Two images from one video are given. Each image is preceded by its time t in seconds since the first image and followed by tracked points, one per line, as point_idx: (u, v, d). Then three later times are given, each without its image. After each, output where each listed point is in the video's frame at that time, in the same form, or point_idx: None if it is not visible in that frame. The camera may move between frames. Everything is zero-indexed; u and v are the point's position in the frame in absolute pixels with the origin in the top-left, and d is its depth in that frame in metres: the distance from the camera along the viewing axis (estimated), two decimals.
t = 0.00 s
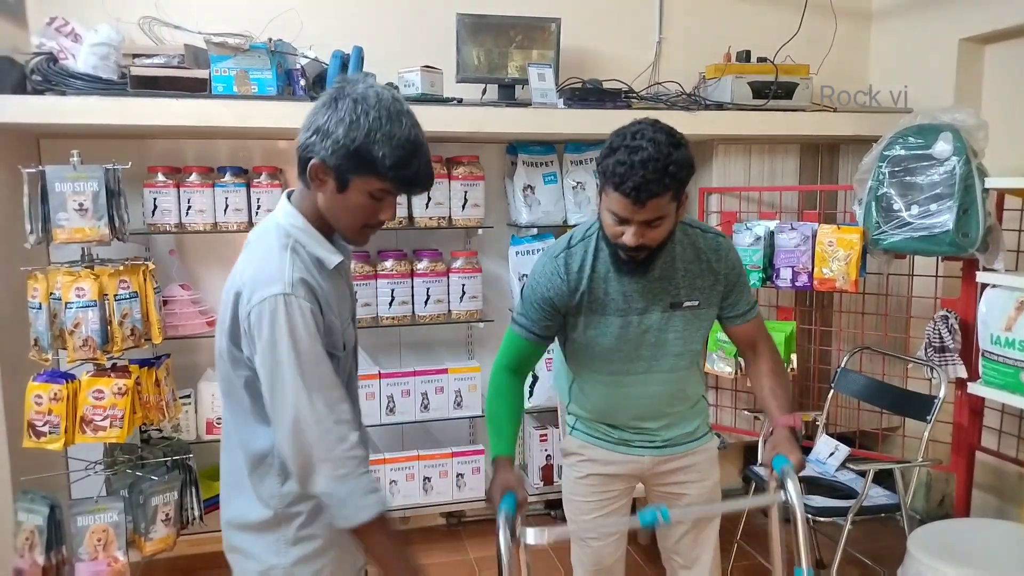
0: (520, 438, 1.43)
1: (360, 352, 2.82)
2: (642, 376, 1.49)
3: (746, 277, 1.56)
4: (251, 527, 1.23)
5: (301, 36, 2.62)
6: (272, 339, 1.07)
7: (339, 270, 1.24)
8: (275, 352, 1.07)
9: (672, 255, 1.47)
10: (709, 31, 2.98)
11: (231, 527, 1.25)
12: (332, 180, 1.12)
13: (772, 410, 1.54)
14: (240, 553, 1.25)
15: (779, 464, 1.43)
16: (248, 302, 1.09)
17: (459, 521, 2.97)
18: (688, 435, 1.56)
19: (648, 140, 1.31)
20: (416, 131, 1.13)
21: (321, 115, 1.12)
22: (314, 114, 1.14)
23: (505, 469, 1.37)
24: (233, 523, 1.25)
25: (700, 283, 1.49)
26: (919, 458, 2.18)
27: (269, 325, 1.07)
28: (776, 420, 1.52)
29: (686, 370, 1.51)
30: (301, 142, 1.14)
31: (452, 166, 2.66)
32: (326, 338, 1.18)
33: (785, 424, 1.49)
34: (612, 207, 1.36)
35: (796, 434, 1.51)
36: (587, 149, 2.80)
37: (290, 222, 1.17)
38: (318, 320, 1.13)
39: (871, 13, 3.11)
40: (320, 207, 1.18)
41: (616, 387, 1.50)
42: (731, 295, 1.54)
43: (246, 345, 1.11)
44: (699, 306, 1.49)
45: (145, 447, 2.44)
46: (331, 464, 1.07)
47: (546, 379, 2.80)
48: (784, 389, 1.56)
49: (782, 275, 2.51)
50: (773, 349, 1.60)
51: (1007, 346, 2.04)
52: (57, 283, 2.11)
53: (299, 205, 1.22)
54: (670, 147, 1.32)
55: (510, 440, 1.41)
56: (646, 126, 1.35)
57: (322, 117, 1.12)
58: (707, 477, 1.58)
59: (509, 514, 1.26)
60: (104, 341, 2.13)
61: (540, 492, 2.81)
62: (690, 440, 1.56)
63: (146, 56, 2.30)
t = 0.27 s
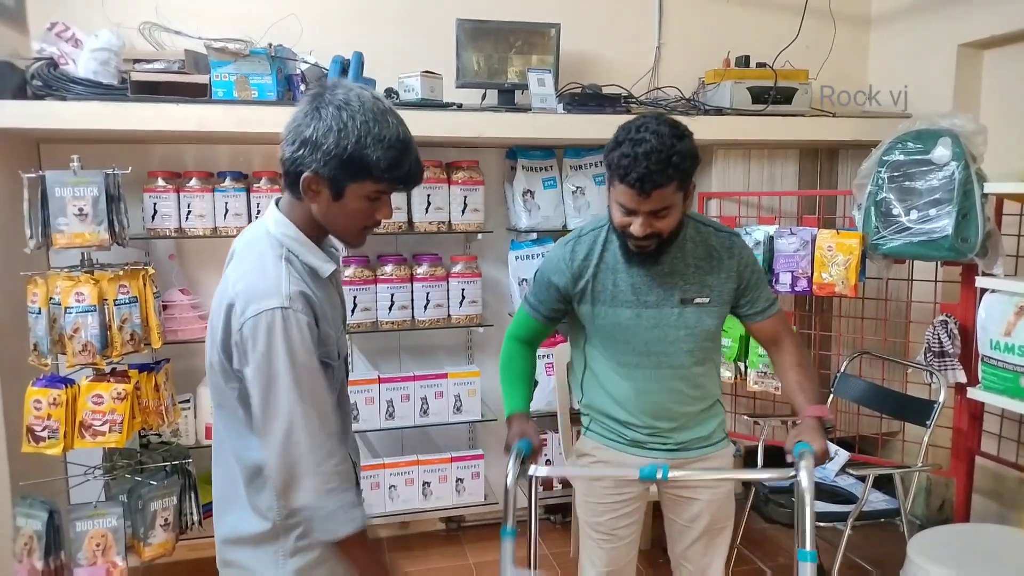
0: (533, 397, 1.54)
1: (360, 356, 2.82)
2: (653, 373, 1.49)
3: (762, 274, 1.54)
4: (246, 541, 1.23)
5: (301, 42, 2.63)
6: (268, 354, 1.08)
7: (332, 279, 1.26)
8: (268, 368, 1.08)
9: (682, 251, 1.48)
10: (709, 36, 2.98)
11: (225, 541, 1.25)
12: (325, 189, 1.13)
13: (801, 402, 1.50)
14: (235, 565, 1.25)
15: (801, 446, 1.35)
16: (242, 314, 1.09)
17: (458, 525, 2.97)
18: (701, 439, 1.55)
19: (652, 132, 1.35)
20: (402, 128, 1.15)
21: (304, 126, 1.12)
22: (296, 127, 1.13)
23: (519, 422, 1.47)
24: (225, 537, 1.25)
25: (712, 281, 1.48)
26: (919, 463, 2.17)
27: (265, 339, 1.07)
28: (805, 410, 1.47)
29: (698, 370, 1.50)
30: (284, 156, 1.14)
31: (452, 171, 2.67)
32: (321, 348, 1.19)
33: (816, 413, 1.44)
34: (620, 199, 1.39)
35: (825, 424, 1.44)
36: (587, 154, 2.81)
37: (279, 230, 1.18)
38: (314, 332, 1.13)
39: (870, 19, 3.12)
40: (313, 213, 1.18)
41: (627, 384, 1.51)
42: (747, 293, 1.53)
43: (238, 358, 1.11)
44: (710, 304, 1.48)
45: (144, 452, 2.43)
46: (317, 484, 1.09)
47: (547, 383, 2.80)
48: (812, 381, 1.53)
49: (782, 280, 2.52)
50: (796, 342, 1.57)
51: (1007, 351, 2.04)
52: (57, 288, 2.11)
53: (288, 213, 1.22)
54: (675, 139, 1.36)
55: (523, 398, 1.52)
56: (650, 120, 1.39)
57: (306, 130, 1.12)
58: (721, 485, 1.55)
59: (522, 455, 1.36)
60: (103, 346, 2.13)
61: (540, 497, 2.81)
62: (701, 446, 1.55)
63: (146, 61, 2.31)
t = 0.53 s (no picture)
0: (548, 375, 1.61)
1: (361, 356, 2.82)
2: (664, 365, 1.50)
3: (776, 270, 1.55)
4: (241, 544, 1.23)
5: (302, 41, 2.63)
6: (247, 355, 1.08)
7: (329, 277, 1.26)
8: (246, 369, 1.09)
9: (695, 242, 1.50)
10: (710, 35, 2.98)
11: (223, 543, 1.25)
12: (327, 180, 1.13)
13: (790, 394, 1.50)
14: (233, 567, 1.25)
15: (800, 437, 1.33)
16: (231, 310, 1.10)
17: (459, 525, 2.97)
18: (712, 439, 1.54)
19: (662, 120, 1.38)
20: (395, 112, 1.17)
21: (300, 120, 1.12)
22: (290, 122, 1.13)
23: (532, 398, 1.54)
24: (220, 538, 1.25)
25: (724, 273, 1.49)
26: (920, 462, 2.17)
27: (249, 338, 1.08)
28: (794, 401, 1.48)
29: (710, 366, 1.50)
30: (281, 152, 1.14)
31: (453, 170, 2.67)
32: (311, 349, 1.19)
33: (806, 404, 1.44)
34: (630, 186, 1.41)
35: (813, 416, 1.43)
36: (588, 153, 2.81)
37: (275, 229, 1.18)
38: (301, 336, 1.13)
39: (871, 18, 3.12)
40: (314, 208, 1.19)
41: (637, 375, 1.53)
42: (760, 288, 1.53)
43: (226, 353, 1.12)
44: (722, 296, 1.49)
45: (146, 451, 2.43)
46: (262, 491, 1.10)
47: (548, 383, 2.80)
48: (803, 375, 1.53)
49: (782, 280, 2.51)
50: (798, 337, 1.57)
51: (1008, 350, 2.04)
52: (58, 288, 2.11)
53: (284, 212, 1.22)
54: (684, 126, 1.38)
55: (537, 376, 1.59)
56: (660, 109, 1.41)
57: (302, 123, 1.12)
58: (731, 485, 1.55)
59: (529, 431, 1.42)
60: (105, 345, 2.13)
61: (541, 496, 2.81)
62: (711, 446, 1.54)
63: (148, 61, 2.31)
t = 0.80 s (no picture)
0: (548, 367, 1.61)
1: (363, 357, 2.82)
2: (671, 361, 1.50)
3: (786, 266, 1.54)
4: (247, 546, 1.23)
5: (304, 43, 2.63)
6: (247, 351, 1.08)
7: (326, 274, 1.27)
8: (246, 367, 1.09)
9: (703, 238, 1.50)
10: (712, 36, 2.98)
11: (229, 544, 1.25)
12: (321, 183, 1.13)
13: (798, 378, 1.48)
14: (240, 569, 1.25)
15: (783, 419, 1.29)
16: (230, 307, 1.10)
17: (461, 526, 2.97)
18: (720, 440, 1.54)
19: (668, 117, 1.38)
20: (388, 112, 1.17)
21: (292, 123, 1.12)
22: (283, 125, 1.13)
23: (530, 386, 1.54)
24: (227, 540, 1.26)
25: (732, 269, 1.49)
26: (922, 463, 2.17)
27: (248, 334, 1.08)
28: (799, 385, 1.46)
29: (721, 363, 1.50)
30: (274, 155, 1.14)
31: (455, 172, 2.67)
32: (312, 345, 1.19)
33: (808, 389, 1.42)
34: (634, 181, 1.42)
35: (817, 402, 1.40)
36: (589, 154, 2.81)
37: (270, 228, 1.18)
38: (300, 331, 1.13)
39: (874, 18, 3.11)
40: (309, 209, 1.19)
41: (645, 372, 1.53)
42: (771, 284, 1.53)
43: (225, 351, 1.13)
44: (730, 293, 1.49)
45: (149, 452, 2.43)
46: (276, 487, 1.09)
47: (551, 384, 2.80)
48: (814, 364, 1.51)
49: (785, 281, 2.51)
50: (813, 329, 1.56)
51: (1011, 350, 2.03)
52: (61, 289, 2.11)
53: (280, 212, 1.22)
54: (689, 125, 1.38)
55: (537, 364, 1.59)
56: (666, 105, 1.42)
57: (294, 126, 1.12)
58: (739, 486, 1.54)
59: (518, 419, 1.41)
60: (107, 347, 2.14)
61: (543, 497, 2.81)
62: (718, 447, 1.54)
63: (151, 62, 2.31)
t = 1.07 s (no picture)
0: (559, 364, 1.61)
1: (363, 361, 2.83)
2: (670, 359, 1.51)
3: (787, 263, 1.55)
4: (251, 551, 1.22)
5: (305, 48, 2.64)
6: (269, 351, 1.08)
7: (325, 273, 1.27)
8: (275, 364, 1.09)
9: (700, 235, 1.52)
10: (711, 41, 2.99)
11: (231, 552, 1.24)
12: (317, 176, 1.13)
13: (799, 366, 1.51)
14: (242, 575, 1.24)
15: (785, 406, 1.33)
16: (238, 316, 1.10)
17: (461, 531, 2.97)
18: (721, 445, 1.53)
19: (664, 101, 1.50)
20: (385, 111, 1.17)
21: (293, 114, 1.13)
22: (284, 116, 1.14)
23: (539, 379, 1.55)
24: (231, 549, 1.25)
25: (732, 266, 1.50)
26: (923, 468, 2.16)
27: (263, 335, 1.08)
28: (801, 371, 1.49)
29: (723, 360, 1.51)
30: (272, 145, 1.14)
31: (455, 176, 2.67)
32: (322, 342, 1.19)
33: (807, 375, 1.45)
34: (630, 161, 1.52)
35: (816, 388, 1.43)
36: (589, 159, 2.82)
37: (264, 231, 1.18)
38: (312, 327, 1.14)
39: (873, 24, 3.12)
40: (301, 206, 1.18)
41: (646, 372, 1.53)
42: (774, 282, 1.54)
43: (241, 361, 1.12)
44: (730, 289, 1.50)
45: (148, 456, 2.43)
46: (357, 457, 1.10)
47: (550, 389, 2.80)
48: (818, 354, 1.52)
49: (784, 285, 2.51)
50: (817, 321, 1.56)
51: (1011, 355, 2.03)
52: (62, 293, 2.12)
53: (272, 214, 1.21)
54: (684, 108, 1.48)
55: (548, 359, 1.60)
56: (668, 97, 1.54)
57: (294, 117, 1.12)
58: (738, 491, 1.54)
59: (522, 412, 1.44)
60: (107, 351, 2.14)
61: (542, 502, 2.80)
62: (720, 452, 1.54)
63: (152, 67, 2.32)
